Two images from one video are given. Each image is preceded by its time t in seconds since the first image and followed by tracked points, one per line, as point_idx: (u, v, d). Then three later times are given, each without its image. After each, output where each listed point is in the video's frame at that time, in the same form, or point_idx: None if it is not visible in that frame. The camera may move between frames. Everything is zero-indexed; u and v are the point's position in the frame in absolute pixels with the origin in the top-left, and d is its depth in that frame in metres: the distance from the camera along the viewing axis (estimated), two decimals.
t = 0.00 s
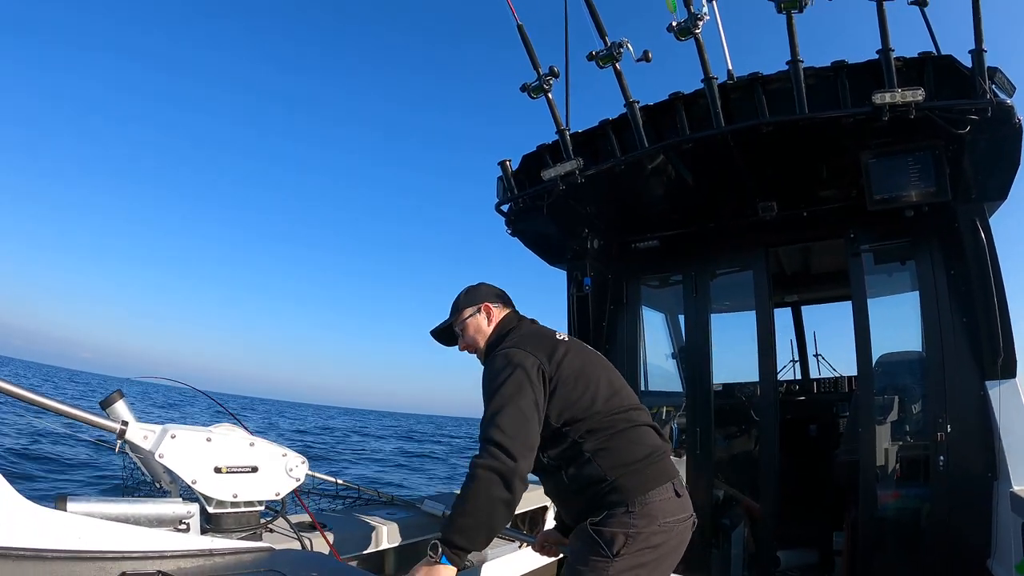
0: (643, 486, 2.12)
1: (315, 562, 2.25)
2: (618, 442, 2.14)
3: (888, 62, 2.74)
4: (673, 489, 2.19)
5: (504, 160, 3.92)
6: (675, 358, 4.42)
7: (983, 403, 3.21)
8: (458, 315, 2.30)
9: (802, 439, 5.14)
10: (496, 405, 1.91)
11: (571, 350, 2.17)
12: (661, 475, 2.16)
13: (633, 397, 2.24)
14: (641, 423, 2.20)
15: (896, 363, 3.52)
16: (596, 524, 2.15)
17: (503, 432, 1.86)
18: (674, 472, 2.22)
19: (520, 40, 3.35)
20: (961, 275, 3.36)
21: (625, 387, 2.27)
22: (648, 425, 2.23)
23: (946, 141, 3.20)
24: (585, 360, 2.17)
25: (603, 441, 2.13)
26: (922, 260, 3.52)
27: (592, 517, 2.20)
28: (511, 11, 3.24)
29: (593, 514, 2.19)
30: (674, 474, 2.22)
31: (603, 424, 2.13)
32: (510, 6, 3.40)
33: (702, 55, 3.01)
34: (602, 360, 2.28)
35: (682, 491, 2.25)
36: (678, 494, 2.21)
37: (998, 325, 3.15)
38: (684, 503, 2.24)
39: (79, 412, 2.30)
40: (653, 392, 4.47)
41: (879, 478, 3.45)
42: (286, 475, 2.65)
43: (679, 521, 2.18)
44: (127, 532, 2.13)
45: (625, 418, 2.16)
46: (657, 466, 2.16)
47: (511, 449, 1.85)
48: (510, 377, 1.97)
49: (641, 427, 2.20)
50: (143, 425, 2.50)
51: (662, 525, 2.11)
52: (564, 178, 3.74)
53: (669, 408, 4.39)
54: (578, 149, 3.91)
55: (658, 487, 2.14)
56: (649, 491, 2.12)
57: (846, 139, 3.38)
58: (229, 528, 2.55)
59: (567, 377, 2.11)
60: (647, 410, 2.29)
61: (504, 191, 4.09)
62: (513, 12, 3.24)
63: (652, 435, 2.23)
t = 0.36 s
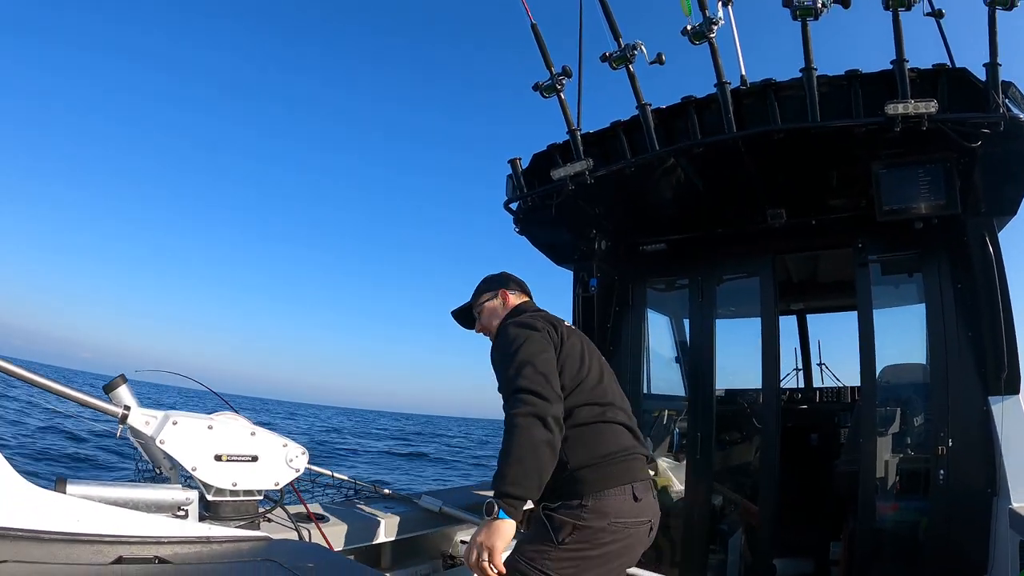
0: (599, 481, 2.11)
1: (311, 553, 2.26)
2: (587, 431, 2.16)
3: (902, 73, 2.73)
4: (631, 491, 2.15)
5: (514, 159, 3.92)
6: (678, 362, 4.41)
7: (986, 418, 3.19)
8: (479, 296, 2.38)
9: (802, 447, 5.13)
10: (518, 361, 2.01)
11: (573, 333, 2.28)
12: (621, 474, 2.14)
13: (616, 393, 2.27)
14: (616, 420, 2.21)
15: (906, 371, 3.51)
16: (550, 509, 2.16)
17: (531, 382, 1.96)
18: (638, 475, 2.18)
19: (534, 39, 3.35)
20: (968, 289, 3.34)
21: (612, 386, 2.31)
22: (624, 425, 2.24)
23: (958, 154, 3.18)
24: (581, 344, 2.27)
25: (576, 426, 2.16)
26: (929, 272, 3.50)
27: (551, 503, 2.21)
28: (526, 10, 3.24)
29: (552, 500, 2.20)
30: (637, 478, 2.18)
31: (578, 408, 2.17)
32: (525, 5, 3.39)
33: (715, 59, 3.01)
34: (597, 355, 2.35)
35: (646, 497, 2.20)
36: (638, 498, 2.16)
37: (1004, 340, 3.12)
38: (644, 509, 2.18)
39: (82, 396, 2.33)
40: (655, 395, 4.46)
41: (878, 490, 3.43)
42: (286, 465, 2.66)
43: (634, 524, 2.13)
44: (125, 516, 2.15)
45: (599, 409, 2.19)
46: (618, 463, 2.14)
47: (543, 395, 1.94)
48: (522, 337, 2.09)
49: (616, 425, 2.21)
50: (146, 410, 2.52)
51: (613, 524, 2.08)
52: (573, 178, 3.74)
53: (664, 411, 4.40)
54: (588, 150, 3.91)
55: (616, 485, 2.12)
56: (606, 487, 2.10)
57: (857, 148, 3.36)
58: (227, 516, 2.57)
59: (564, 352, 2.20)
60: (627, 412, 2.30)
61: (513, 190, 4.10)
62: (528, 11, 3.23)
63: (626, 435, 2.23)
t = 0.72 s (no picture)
0: (472, 476, 2.40)
1: (312, 547, 2.28)
2: (463, 414, 2.50)
3: (910, 75, 2.71)
4: (494, 489, 2.35)
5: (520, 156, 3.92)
6: (682, 362, 4.38)
7: (989, 424, 3.18)
8: (456, 286, 2.95)
9: (804, 449, 5.12)
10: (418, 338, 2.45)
11: (490, 326, 2.57)
12: (490, 470, 2.38)
13: (510, 388, 2.49)
14: (490, 412, 2.46)
15: (909, 375, 3.49)
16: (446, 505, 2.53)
17: (416, 357, 2.36)
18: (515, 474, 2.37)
19: (542, 36, 3.34)
20: (973, 294, 3.33)
21: (514, 383, 2.52)
22: (508, 420, 2.46)
23: (966, 158, 3.17)
24: (494, 338, 2.55)
25: (461, 410, 2.51)
26: (934, 275, 3.49)
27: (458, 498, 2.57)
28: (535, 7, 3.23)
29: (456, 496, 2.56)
30: (513, 479, 2.37)
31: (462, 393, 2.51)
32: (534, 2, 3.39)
33: (723, 60, 3.00)
34: (515, 353, 2.57)
35: (525, 499, 2.36)
36: (510, 498, 2.34)
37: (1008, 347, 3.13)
38: (512, 508, 2.33)
39: (85, 387, 2.34)
40: (659, 395, 4.43)
41: (878, 493, 3.42)
42: (288, 459, 2.68)
43: (505, 527, 2.31)
44: (126, 508, 2.16)
45: (481, 400, 2.48)
46: (489, 461, 2.40)
47: (411, 367, 2.32)
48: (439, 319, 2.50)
49: (495, 416, 2.45)
50: (148, 402, 2.54)
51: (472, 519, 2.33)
52: (579, 176, 3.74)
53: (670, 412, 4.36)
54: (594, 148, 3.90)
55: (482, 483, 2.38)
56: (473, 482, 2.39)
57: (864, 151, 3.35)
58: (228, 509, 2.58)
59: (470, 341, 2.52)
60: (526, 410, 2.49)
61: (519, 187, 4.10)
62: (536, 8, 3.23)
63: (510, 429, 2.45)
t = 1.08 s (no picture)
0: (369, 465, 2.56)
1: (318, 551, 2.28)
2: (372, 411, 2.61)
3: (903, 66, 2.71)
4: (382, 479, 2.47)
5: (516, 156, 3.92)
6: (683, 358, 4.39)
7: (991, 412, 3.19)
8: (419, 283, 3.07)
9: (807, 442, 5.12)
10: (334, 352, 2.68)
11: (393, 325, 2.67)
12: (375, 460, 2.50)
13: (405, 383, 2.54)
14: (385, 408, 2.54)
15: (906, 367, 3.48)
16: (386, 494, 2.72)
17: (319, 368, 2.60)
18: (394, 465, 2.46)
19: (535, 36, 3.33)
20: (972, 283, 3.34)
21: (411, 376, 2.56)
22: (398, 415, 2.52)
23: (961, 147, 3.17)
24: (393, 336, 2.64)
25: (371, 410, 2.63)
26: (933, 266, 3.49)
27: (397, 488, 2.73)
28: (528, 6, 3.22)
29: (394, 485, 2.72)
30: (392, 469, 2.46)
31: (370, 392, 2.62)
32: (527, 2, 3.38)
33: (716, 55, 3.00)
34: (416, 347, 2.60)
35: (407, 489, 2.44)
36: (390, 487, 2.45)
37: (1007, 336, 3.16)
38: (395, 495, 2.44)
39: (87, 398, 2.34)
40: (660, 391, 4.44)
41: (882, 483, 3.39)
42: (292, 465, 2.67)
43: (387, 515, 2.44)
44: (130, 518, 2.17)
45: (382, 397, 2.57)
46: (375, 453, 2.52)
47: (311, 378, 2.56)
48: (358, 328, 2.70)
49: (392, 411, 2.53)
50: (150, 412, 2.54)
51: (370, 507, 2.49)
52: (575, 174, 3.74)
53: (674, 408, 4.36)
54: (590, 146, 3.90)
55: (372, 474, 2.52)
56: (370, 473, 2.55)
57: (859, 143, 3.35)
58: (232, 516, 2.58)
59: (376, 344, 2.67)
60: (422, 403, 2.52)
61: (515, 186, 4.09)
62: (529, 8, 3.22)
63: (398, 423, 2.51)
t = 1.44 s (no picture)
0: (341, 482, 2.59)
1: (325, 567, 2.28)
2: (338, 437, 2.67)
3: (890, 57, 2.73)
4: (353, 487, 2.50)
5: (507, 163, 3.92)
6: (682, 357, 4.40)
7: (992, 398, 3.19)
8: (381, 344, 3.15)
9: (810, 436, 5.11)
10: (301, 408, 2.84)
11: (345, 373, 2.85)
12: (343, 472, 2.54)
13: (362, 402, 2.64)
14: (347, 426, 2.61)
15: (910, 355, 3.49)
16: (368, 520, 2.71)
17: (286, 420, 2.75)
18: (360, 471, 2.50)
19: (522, 42, 3.34)
20: (967, 270, 3.35)
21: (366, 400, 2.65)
22: (359, 428, 2.58)
23: (951, 135, 3.19)
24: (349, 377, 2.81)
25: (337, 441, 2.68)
26: (927, 254, 3.51)
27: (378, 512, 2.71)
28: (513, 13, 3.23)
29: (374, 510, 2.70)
30: (359, 475, 2.49)
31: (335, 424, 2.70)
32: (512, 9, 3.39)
33: (703, 54, 3.01)
34: (364, 377, 2.73)
35: (375, 491, 2.46)
36: (359, 493, 2.47)
37: (1005, 320, 3.17)
38: (365, 498, 2.45)
39: (87, 420, 2.32)
40: (660, 391, 4.44)
41: (887, 474, 3.38)
42: (295, 480, 2.66)
43: (359, 520, 2.44)
44: (135, 540, 2.14)
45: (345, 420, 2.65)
46: (343, 467, 2.57)
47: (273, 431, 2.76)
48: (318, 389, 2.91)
49: (354, 427, 2.59)
50: (151, 432, 2.51)
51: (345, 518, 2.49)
52: (567, 178, 3.75)
53: (674, 408, 4.37)
54: (581, 150, 3.91)
55: (344, 486, 2.55)
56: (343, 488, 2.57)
57: (849, 135, 3.36)
58: (238, 533, 2.56)
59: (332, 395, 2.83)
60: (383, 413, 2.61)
61: (508, 193, 4.10)
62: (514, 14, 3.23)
63: (359, 436, 2.57)
